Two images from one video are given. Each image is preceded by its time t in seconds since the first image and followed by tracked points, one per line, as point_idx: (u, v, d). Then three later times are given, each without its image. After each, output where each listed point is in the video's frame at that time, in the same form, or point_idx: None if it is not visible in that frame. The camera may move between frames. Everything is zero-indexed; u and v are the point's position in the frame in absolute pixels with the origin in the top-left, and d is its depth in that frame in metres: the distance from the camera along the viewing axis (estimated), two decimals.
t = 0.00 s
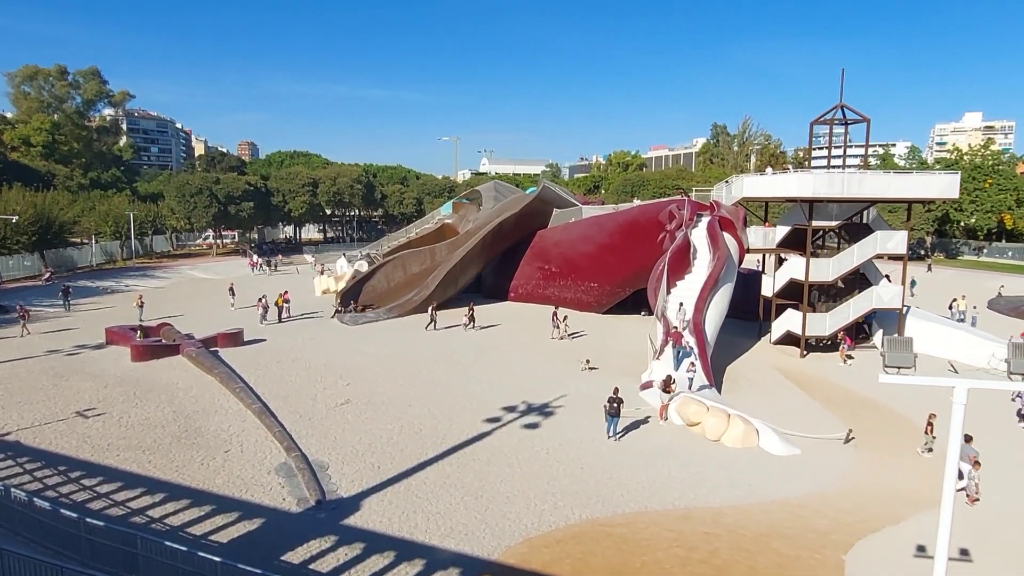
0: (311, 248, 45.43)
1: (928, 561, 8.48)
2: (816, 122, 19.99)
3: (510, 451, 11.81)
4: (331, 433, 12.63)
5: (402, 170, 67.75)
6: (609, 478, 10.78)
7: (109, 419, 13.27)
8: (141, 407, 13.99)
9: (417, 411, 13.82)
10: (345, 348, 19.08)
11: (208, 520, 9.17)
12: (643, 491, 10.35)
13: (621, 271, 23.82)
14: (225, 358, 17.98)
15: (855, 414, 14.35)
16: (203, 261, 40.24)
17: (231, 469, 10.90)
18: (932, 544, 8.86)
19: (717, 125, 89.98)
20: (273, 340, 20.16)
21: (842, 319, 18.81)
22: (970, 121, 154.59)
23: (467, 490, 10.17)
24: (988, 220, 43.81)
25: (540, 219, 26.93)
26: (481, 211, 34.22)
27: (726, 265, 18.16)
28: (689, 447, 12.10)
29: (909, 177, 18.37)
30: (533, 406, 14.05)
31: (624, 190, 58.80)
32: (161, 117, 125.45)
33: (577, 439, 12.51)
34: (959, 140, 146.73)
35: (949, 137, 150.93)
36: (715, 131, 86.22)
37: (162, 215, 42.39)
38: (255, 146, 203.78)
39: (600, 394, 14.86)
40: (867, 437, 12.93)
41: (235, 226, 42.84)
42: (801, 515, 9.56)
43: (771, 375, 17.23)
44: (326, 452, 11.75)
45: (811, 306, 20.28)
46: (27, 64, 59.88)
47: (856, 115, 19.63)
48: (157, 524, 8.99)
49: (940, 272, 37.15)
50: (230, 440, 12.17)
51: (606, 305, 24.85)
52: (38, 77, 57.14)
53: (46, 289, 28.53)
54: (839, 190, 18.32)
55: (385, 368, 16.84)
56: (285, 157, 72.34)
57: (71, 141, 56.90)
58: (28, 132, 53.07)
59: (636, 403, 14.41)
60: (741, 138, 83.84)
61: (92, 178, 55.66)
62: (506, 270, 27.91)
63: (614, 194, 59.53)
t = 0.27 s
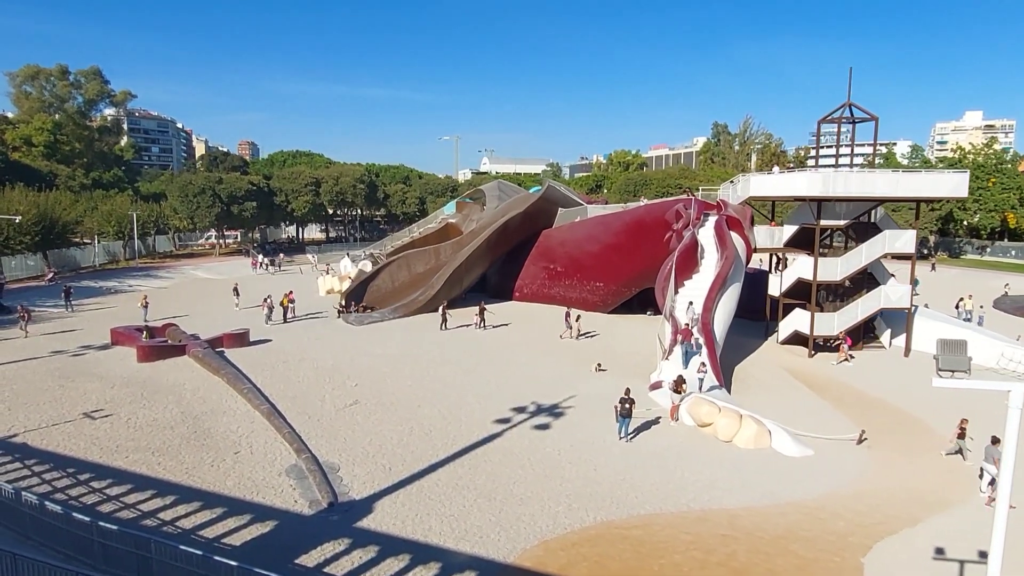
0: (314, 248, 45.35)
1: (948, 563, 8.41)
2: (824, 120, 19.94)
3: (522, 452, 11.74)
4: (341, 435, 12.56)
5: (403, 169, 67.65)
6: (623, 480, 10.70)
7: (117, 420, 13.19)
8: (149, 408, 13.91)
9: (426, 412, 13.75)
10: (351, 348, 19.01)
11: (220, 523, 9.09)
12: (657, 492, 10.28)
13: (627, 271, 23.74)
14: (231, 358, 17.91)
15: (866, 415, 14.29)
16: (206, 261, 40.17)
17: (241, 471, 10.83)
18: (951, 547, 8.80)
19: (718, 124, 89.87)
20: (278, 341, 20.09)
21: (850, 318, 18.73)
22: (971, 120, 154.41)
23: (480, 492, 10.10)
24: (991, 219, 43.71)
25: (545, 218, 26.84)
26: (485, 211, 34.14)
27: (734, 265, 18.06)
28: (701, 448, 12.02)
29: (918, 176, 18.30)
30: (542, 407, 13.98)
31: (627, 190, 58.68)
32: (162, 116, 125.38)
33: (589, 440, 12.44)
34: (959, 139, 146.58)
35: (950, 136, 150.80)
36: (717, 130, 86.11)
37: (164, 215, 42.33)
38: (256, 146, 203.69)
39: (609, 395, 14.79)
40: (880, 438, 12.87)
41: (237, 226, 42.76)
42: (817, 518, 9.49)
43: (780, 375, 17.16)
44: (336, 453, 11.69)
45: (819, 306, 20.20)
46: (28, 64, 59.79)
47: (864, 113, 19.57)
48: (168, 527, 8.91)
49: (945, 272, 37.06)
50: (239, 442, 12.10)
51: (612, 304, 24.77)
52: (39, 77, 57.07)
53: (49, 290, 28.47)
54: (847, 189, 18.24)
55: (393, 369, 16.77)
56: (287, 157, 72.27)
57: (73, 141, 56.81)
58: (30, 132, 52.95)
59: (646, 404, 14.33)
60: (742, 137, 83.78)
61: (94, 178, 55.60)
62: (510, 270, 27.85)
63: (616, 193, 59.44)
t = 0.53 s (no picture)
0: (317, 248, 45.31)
1: (969, 567, 8.33)
2: (833, 120, 19.86)
3: (534, 454, 11.66)
4: (351, 436, 12.50)
5: (406, 169, 67.59)
6: (637, 482, 10.62)
7: (126, 422, 13.13)
8: (157, 409, 13.85)
9: (436, 414, 13.68)
10: (358, 349, 18.94)
11: (233, 526, 9.02)
12: (672, 495, 10.21)
13: (634, 272, 23.66)
14: (238, 359, 17.84)
15: (878, 416, 14.21)
16: (210, 261, 40.12)
17: (252, 473, 10.77)
18: (971, 550, 8.71)
19: (719, 125, 89.80)
20: (285, 341, 20.03)
21: (859, 319, 18.65)
22: (972, 120, 154.25)
23: (494, 495, 10.03)
24: (996, 219, 43.60)
25: (551, 219, 26.77)
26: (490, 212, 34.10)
27: (743, 265, 17.97)
28: (714, 449, 11.95)
29: (928, 176, 18.22)
30: (553, 408, 13.91)
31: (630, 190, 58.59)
32: (164, 117, 125.44)
33: (601, 441, 12.36)
34: (961, 139, 146.40)
35: (951, 136, 150.63)
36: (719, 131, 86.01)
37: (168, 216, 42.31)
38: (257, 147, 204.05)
39: (619, 396, 14.71)
40: (893, 439, 12.78)
41: (241, 226, 42.72)
42: (835, 520, 9.41)
43: (790, 376, 17.09)
44: (348, 455, 11.62)
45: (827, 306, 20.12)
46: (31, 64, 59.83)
47: (874, 113, 19.49)
48: (181, 531, 8.84)
49: (951, 272, 36.95)
50: (249, 443, 12.04)
51: (618, 305, 24.70)
52: (42, 77, 57.11)
53: (54, 290, 28.44)
54: (857, 189, 18.15)
55: (401, 370, 16.70)
56: (289, 157, 72.27)
57: (76, 141, 56.80)
58: (32, 132, 52.86)
59: (658, 405, 14.25)
60: (744, 137, 83.70)
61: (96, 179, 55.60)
62: (516, 270, 27.79)
63: (619, 193, 59.38)
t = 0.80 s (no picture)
0: (323, 248, 45.31)
1: (991, 571, 8.25)
2: (844, 120, 19.72)
3: (547, 456, 11.60)
4: (363, 438, 12.45)
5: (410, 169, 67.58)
6: (652, 485, 10.55)
7: (136, 423, 13.09)
8: (168, 410, 13.81)
9: (447, 415, 13.61)
10: (367, 350, 18.89)
11: (247, 529, 8.96)
12: (688, 498, 10.12)
13: (642, 271, 23.56)
14: (247, 360, 17.80)
15: (892, 418, 14.11)
16: (215, 261, 40.14)
17: (265, 476, 10.71)
18: (993, 554, 8.62)
19: (723, 124, 89.65)
20: (293, 342, 20.00)
21: (871, 320, 18.54)
22: (977, 119, 153.73)
23: (509, 497, 9.97)
24: (1003, 218, 43.41)
25: (559, 218, 26.67)
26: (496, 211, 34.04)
27: (754, 266, 17.84)
28: (729, 451, 11.86)
29: (940, 176, 18.09)
30: (565, 410, 13.84)
31: (635, 190, 58.53)
32: (168, 116, 125.70)
33: (614, 443, 12.27)
34: (965, 138, 145.93)
35: (956, 135, 150.16)
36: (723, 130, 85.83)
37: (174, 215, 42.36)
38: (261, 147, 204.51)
39: (631, 397, 14.63)
40: (909, 442, 12.69)
41: (247, 226, 42.72)
42: (854, 524, 9.32)
43: (801, 377, 16.98)
44: (360, 457, 11.56)
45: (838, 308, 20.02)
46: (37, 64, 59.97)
47: (885, 112, 19.35)
48: (195, 534, 8.79)
49: (958, 272, 36.78)
50: (261, 445, 11.99)
51: (626, 305, 24.60)
52: (48, 77, 57.25)
53: (62, 290, 28.50)
54: (869, 189, 18.02)
55: (411, 371, 16.64)
56: (294, 157, 72.34)
57: (81, 141, 56.87)
58: (38, 132, 52.79)
59: (670, 406, 14.16)
60: (748, 137, 83.52)
61: (102, 178, 55.70)
62: (524, 270, 27.72)
63: (624, 193, 59.32)
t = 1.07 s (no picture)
0: (325, 249, 45.20)
1: None
2: (852, 120, 19.61)
3: (558, 459, 11.49)
4: (372, 442, 12.34)
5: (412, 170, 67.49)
6: (665, 489, 10.43)
7: (143, 427, 12.97)
8: (174, 414, 13.70)
9: (456, 419, 13.50)
10: (373, 352, 18.78)
11: (258, 535, 8.85)
12: (703, 502, 10.01)
13: (648, 273, 23.45)
14: (252, 362, 17.68)
15: (904, 420, 14.00)
16: (218, 262, 40.04)
17: (274, 480, 10.59)
18: (1014, 559, 8.51)
19: (725, 124, 89.58)
20: (298, 344, 19.88)
21: (880, 321, 18.43)
22: (978, 119, 153.72)
23: (521, 502, 9.85)
24: (1008, 219, 43.31)
25: (563, 219, 26.55)
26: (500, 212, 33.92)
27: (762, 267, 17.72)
28: (741, 454, 11.75)
29: (950, 176, 17.99)
30: (574, 413, 13.73)
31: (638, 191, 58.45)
32: (168, 117, 125.58)
33: (625, 446, 12.16)
34: (966, 138, 145.88)
35: (956, 135, 150.11)
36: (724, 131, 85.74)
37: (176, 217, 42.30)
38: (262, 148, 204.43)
39: (640, 399, 14.52)
40: (922, 445, 12.58)
41: (249, 227, 42.63)
42: (871, 529, 9.21)
43: (810, 379, 16.87)
44: (369, 461, 11.44)
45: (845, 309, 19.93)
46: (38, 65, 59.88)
47: (893, 112, 19.25)
48: (206, 540, 8.68)
49: (963, 272, 36.69)
50: (269, 449, 11.87)
51: (632, 307, 24.50)
52: (48, 78, 57.18)
53: (64, 292, 28.43)
54: (878, 190, 17.91)
55: (418, 373, 16.53)
56: (296, 158, 72.20)
57: (82, 142, 56.75)
58: (39, 133, 52.66)
59: (680, 409, 14.05)
60: (750, 137, 83.46)
61: (103, 180, 55.64)
62: (528, 272, 27.63)
63: (626, 194, 59.24)
